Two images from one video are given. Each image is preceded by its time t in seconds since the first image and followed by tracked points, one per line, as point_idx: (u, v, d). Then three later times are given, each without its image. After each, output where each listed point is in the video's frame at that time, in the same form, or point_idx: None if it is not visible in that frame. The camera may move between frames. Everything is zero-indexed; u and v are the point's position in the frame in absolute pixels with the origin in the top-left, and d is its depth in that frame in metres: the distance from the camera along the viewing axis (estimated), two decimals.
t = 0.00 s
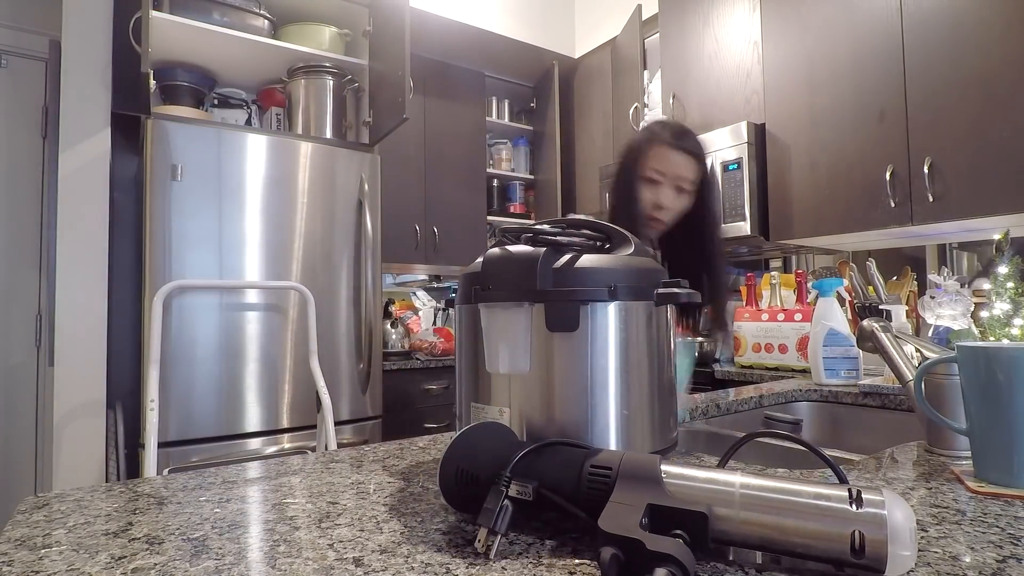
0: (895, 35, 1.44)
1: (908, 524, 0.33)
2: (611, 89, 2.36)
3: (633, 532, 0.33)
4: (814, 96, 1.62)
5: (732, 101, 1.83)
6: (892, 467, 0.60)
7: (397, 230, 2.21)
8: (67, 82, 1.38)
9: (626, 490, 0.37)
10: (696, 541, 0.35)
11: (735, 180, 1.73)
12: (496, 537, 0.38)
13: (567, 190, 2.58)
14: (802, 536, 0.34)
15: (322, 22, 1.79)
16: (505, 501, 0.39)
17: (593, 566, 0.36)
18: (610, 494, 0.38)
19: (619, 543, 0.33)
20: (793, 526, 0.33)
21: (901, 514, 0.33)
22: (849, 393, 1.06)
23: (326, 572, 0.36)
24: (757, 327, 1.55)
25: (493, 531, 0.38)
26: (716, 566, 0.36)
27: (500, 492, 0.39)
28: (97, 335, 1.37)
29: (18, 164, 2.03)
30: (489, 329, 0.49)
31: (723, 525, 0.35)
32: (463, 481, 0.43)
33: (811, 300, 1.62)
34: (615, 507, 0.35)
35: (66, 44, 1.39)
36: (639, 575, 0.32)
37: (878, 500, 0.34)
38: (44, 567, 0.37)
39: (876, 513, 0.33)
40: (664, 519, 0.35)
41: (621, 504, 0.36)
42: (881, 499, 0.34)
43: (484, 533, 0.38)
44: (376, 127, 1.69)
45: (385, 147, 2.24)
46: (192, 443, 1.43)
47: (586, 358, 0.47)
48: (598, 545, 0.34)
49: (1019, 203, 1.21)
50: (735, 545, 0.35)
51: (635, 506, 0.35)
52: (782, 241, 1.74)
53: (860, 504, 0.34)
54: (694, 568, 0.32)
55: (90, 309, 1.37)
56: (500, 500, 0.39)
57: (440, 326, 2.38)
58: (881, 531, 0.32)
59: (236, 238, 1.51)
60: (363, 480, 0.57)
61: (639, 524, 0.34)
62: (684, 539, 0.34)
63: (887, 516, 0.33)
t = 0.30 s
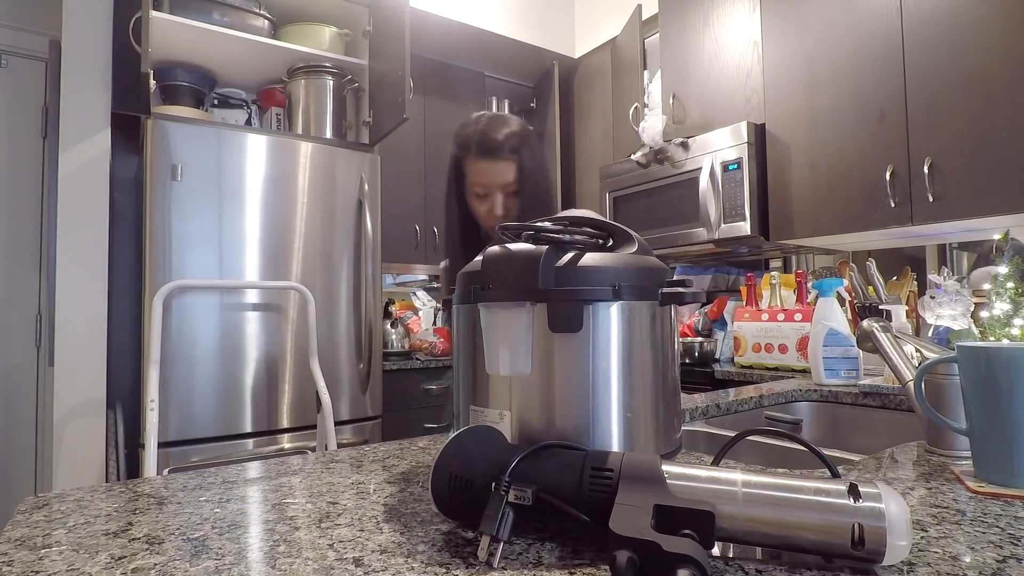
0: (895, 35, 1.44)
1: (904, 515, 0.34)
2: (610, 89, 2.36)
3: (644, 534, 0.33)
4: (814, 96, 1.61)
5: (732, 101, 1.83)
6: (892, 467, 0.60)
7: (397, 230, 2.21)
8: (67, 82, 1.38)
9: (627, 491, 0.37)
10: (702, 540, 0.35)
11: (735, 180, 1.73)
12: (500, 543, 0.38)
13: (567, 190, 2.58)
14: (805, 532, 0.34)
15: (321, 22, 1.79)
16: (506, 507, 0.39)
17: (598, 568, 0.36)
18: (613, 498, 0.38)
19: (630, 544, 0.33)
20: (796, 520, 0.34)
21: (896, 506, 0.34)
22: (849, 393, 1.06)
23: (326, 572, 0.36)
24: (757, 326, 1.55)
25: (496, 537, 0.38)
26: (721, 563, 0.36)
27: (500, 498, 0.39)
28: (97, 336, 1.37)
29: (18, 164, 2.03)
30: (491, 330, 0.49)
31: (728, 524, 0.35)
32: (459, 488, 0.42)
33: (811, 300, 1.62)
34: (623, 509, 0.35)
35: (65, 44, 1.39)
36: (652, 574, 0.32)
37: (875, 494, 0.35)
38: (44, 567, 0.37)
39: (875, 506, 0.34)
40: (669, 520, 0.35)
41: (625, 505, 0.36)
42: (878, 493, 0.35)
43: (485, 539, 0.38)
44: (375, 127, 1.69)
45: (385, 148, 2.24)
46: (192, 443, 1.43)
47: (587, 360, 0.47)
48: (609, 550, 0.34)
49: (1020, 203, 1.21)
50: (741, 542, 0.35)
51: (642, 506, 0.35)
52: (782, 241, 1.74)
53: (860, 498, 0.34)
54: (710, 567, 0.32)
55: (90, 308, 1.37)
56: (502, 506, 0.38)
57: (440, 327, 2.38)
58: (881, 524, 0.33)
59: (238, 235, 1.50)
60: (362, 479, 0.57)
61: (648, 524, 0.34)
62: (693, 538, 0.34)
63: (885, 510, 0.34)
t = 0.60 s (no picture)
0: (895, 36, 1.44)
1: (903, 513, 0.34)
2: (610, 90, 2.36)
3: (646, 535, 0.33)
4: (814, 96, 1.62)
5: (732, 101, 1.83)
6: (892, 467, 0.60)
7: (397, 230, 2.21)
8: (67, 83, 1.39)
9: (626, 491, 0.37)
10: (703, 539, 0.35)
11: (735, 180, 1.73)
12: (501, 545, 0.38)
13: (567, 190, 2.59)
14: (805, 531, 0.34)
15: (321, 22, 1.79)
16: (506, 508, 0.39)
17: (598, 568, 0.37)
18: (614, 499, 0.38)
19: (632, 544, 0.33)
20: (794, 520, 0.34)
21: (896, 503, 0.34)
22: (849, 393, 1.06)
23: (326, 572, 0.36)
24: (757, 327, 1.55)
25: (496, 539, 0.37)
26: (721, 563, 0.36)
27: (500, 499, 0.39)
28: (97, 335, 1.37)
29: (18, 164, 2.03)
30: (492, 330, 0.49)
31: (728, 523, 0.35)
32: (458, 490, 0.42)
33: (810, 300, 1.62)
34: (625, 508, 0.35)
35: (66, 44, 1.39)
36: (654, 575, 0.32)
37: (875, 492, 0.34)
38: (44, 567, 0.37)
39: (875, 505, 0.34)
40: (670, 520, 0.35)
41: (627, 504, 0.36)
42: (878, 492, 0.34)
43: (485, 539, 0.37)
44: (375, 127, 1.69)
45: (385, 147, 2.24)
46: (192, 443, 1.43)
47: (588, 360, 0.47)
48: (610, 551, 0.34)
49: (1020, 203, 1.21)
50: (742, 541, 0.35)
51: (642, 507, 0.35)
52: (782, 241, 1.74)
53: (860, 497, 0.34)
54: (712, 568, 0.32)
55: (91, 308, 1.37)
56: (502, 507, 0.38)
57: (439, 326, 2.38)
58: (880, 524, 0.33)
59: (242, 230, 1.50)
60: (362, 480, 0.57)
61: (649, 525, 0.34)
62: (694, 538, 0.34)
63: (886, 508, 0.33)
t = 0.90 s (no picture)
0: (895, 35, 1.44)
1: (903, 514, 0.34)
2: (610, 90, 2.36)
3: (646, 535, 0.33)
4: (814, 96, 1.62)
5: (732, 101, 1.83)
6: (892, 467, 0.60)
7: (397, 230, 2.21)
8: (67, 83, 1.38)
9: (626, 491, 0.37)
10: (702, 540, 0.35)
11: (735, 180, 1.74)
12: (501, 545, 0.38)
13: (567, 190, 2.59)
14: (804, 532, 0.34)
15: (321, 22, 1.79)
16: (506, 508, 0.39)
17: (598, 568, 0.37)
18: (614, 499, 0.38)
19: (632, 545, 0.33)
20: (795, 521, 0.34)
21: (897, 503, 0.34)
22: (849, 393, 1.06)
23: (326, 572, 0.36)
24: (757, 326, 1.55)
25: (495, 539, 0.37)
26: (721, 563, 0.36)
27: (500, 499, 0.39)
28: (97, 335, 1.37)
29: (18, 164, 2.03)
30: (492, 330, 0.50)
31: (728, 524, 0.35)
32: (458, 490, 0.42)
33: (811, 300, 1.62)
34: (625, 508, 0.35)
35: (66, 44, 1.39)
36: None
37: (875, 493, 0.34)
38: (45, 567, 0.37)
39: (875, 506, 0.34)
40: (670, 521, 0.35)
41: (627, 504, 0.36)
42: (878, 492, 0.34)
43: (485, 539, 0.37)
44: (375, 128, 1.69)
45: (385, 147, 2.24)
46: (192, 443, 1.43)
47: (588, 360, 0.47)
48: (610, 551, 0.34)
49: (1020, 203, 1.21)
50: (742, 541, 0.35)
51: (643, 507, 0.35)
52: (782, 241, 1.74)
53: (860, 498, 0.34)
54: (711, 568, 0.32)
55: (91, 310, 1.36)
56: (502, 507, 0.38)
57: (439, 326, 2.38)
58: (881, 525, 0.33)
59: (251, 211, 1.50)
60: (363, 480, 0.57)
61: (650, 525, 0.34)
62: (694, 538, 0.34)
63: (886, 509, 0.33)
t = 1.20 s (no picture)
0: (895, 35, 1.44)
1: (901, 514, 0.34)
2: (610, 90, 2.36)
3: (646, 535, 0.33)
4: (814, 95, 1.62)
5: (732, 101, 1.83)
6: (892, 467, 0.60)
7: (397, 230, 2.21)
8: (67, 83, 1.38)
9: (627, 491, 0.37)
10: (702, 540, 0.35)
11: (735, 180, 1.74)
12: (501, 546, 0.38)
13: (567, 190, 2.59)
14: (806, 532, 0.34)
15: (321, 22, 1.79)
16: (506, 509, 0.39)
17: (598, 568, 0.37)
18: (614, 499, 0.38)
19: (632, 545, 0.33)
20: (796, 521, 0.34)
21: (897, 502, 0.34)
22: (849, 393, 1.06)
23: (326, 572, 0.36)
24: (757, 327, 1.55)
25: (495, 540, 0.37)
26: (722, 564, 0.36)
27: (500, 499, 0.39)
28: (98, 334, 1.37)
29: (18, 164, 2.03)
30: (492, 331, 0.50)
31: (729, 524, 0.35)
32: (458, 490, 0.42)
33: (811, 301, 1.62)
34: (624, 509, 0.35)
35: (66, 44, 1.39)
36: None
37: (876, 492, 0.34)
38: (44, 567, 0.37)
39: (876, 506, 0.34)
40: (670, 521, 0.35)
41: (627, 505, 0.36)
42: (879, 491, 0.34)
43: (485, 540, 0.37)
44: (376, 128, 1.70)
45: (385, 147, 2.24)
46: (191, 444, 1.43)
47: (588, 360, 0.47)
48: (610, 552, 0.34)
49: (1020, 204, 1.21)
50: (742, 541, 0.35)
51: (643, 507, 0.35)
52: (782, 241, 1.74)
53: (859, 497, 0.34)
54: (711, 568, 0.32)
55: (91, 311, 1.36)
56: (502, 508, 0.38)
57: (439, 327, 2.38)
58: (882, 525, 0.33)
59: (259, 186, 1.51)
60: (363, 480, 0.57)
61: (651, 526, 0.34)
62: (694, 538, 0.34)
63: (887, 508, 0.33)
